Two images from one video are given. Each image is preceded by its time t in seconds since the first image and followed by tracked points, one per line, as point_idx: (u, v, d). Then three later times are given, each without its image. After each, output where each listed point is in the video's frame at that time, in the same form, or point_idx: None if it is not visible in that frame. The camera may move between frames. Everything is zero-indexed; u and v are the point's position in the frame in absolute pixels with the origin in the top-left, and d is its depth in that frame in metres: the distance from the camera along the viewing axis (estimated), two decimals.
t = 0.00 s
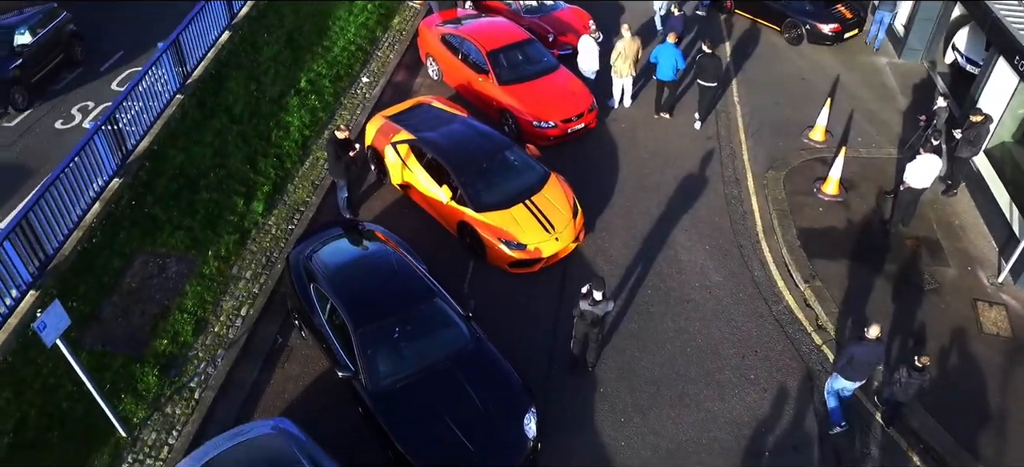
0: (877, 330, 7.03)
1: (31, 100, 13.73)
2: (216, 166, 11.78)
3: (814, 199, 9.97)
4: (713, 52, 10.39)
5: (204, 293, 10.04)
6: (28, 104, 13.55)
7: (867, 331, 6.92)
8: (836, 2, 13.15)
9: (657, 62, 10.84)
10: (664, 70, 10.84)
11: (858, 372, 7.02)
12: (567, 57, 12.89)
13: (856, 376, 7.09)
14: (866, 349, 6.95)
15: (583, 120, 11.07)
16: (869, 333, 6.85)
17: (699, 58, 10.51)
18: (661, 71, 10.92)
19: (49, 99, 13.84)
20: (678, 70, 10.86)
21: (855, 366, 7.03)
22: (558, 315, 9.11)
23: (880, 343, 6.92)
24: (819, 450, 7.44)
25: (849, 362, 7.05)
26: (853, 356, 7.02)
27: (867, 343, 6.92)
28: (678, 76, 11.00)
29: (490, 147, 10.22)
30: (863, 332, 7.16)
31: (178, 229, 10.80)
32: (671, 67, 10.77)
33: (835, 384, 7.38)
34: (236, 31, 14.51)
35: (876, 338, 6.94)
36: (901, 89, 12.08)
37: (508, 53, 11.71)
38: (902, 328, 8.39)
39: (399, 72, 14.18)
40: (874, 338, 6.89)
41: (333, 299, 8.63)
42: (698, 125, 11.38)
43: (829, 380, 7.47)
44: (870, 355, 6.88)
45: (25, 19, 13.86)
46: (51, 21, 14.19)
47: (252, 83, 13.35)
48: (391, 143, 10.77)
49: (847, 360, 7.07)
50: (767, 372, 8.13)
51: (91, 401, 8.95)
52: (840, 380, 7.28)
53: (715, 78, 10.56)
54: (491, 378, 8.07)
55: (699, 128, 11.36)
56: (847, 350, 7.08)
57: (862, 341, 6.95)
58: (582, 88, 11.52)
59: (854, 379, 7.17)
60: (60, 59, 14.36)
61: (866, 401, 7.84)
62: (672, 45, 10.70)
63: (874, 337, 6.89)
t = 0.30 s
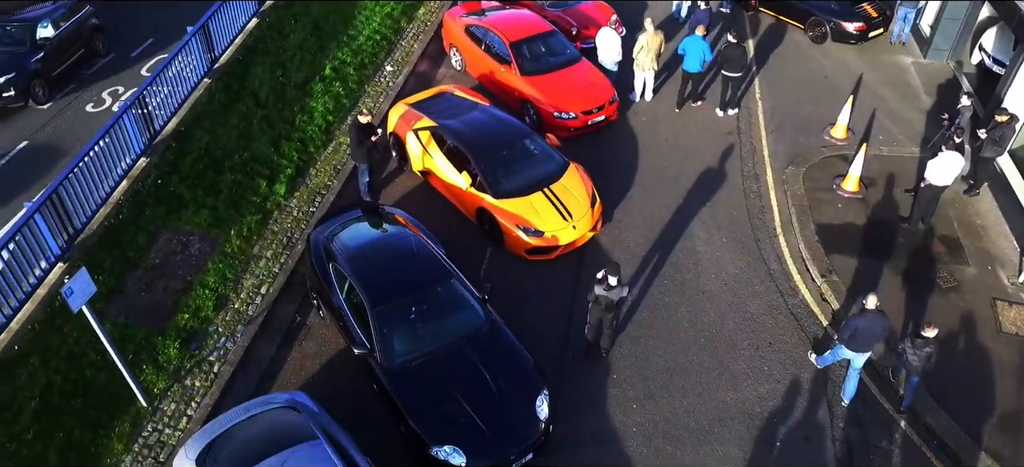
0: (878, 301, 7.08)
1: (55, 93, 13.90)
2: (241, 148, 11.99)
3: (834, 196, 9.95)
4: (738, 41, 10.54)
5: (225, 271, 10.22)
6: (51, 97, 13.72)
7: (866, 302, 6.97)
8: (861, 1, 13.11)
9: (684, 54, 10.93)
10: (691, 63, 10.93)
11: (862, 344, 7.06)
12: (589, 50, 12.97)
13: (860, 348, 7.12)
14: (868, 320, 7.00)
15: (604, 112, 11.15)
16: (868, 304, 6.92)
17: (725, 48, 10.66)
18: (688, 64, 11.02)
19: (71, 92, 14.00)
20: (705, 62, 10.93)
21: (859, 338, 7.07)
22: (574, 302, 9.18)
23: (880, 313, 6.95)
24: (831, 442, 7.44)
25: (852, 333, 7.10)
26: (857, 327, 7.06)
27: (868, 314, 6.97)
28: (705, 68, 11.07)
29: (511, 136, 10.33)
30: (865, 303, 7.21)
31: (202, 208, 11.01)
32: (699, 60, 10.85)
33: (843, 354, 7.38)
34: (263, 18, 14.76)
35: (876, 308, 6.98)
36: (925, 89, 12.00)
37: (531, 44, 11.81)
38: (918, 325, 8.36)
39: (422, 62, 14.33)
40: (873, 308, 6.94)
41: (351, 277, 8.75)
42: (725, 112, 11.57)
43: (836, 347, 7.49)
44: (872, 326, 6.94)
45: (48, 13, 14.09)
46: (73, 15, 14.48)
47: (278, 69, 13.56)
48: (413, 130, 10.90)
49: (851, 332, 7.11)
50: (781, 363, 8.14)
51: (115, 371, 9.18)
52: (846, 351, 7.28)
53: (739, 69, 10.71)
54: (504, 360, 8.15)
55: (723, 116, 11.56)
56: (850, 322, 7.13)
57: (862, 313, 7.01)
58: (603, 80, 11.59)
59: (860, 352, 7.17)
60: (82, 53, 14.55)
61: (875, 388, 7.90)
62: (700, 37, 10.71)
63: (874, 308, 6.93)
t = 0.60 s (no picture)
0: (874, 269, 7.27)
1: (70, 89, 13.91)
2: (262, 132, 12.17)
3: (850, 192, 9.93)
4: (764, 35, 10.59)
5: (244, 251, 10.38)
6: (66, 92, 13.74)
7: (861, 270, 7.18)
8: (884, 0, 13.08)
9: (711, 46, 11.08)
10: (718, 55, 11.08)
11: (860, 311, 7.27)
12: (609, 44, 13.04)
13: (858, 316, 7.33)
14: (863, 288, 7.22)
15: (622, 105, 11.21)
16: (861, 271, 7.12)
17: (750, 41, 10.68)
18: (715, 56, 11.16)
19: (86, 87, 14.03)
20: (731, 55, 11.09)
21: (857, 305, 7.28)
22: (587, 290, 9.25)
23: (876, 280, 7.15)
24: (841, 435, 7.45)
25: (850, 302, 7.32)
26: (853, 295, 7.27)
27: (863, 282, 7.19)
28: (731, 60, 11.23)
29: (529, 125, 10.42)
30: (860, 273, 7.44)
31: (223, 190, 11.19)
32: (725, 52, 11.00)
33: (844, 325, 7.61)
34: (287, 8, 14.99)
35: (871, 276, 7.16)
36: (946, 89, 11.93)
37: (550, 37, 11.90)
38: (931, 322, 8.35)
39: (443, 53, 14.47)
40: (868, 276, 7.13)
41: (366, 258, 8.87)
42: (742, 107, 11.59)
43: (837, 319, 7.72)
44: (867, 293, 7.15)
45: (68, 8, 14.16)
46: (92, 10, 14.48)
47: (301, 56, 13.75)
48: (432, 118, 11.02)
49: (849, 300, 7.32)
50: (792, 356, 8.17)
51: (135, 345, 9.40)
52: (845, 320, 7.51)
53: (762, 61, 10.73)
54: (516, 343, 8.22)
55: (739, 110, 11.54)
56: (847, 291, 7.35)
57: (858, 281, 7.22)
58: (622, 74, 11.65)
59: (858, 320, 7.39)
60: (99, 48, 14.58)
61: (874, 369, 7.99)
62: (727, 30, 10.88)
63: (868, 275, 7.14)
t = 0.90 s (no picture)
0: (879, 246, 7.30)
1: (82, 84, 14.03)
2: (281, 118, 12.34)
3: (865, 189, 9.93)
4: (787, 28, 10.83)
5: (260, 232, 10.54)
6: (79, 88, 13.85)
7: (867, 246, 7.20)
8: None
9: (733, 39, 11.11)
10: (739, 48, 11.09)
11: (863, 286, 7.28)
12: (627, 39, 13.11)
13: (861, 291, 7.34)
14: (867, 264, 7.26)
15: (638, 98, 11.27)
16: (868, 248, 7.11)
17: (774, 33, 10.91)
18: (735, 49, 11.17)
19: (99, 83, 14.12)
20: (752, 48, 11.13)
21: (859, 280, 7.29)
22: (598, 278, 9.31)
23: (879, 256, 7.19)
24: (848, 427, 7.46)
25: (853, 277, 7.33)
26: (857, 270, 7.29)
27: (868, 258, 7.22)
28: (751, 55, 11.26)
29: (544, 115, 10.50)
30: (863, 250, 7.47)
31: (241, 173, 11.36)
32: (747, 45, 11.03)
33: (844, 299, 7.63)
34: None
35: (876, 253, 7.19)
36: (966, 89, 11.86)
37: (568, 29, 11.98)
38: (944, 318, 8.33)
39: (461, 45, 14.59)
40: (873, 252, 7.16)
41: (380, 240, 8.98)
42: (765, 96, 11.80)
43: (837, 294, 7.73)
44: (872, 269, 7.19)
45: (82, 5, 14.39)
46: (106, 7, 14.70)
47: (321, 45, 13.92)
48: (449, 106, 11.13)
49: (851, 275, 7.34)
50: (801, 348, 8.19)
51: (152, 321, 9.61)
52: (846, 295, 7.52)
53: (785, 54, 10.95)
54: (526, 328, 8.28)
55: (765, 97, 11.78)
56: (850, 266, 7.35)
57: (863, 257, 7.25)
58: (639, 67, 11.70)
59: (860, 295, 7.41)
60: (112, 43, 14.77)
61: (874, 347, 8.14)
62: (749, 23, 10.96)
63: (873, 251, 7.17)
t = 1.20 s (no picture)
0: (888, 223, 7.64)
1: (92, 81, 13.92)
2: (301, 104, 12.50)
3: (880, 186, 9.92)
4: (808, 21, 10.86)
5: (277, 215, 10.69)
6: (89, 84, 13.75)
7: (877, 221, 7.56)
8: None
9: (753, 32, 11.21)
10: (759, 40, 11.18)
11: (867, 259, 7.64)
12: (645, 34, 13.17)
13: (864, 264, 7.70)
14: (874, 238, 7.61)
15: (654, 92, 11.31)
16: (877, 222, 7.45)
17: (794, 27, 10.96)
18: (756, 42, 11.26)
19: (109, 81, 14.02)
20: (772, 41, 11.20)
21: (864, 253, 7.66)
22: (610, 268, 9.37)
23: (887, 231, 7.52)
24: (856, 420, 7.47)
25: (858, 250, 7.70)
26: (863, 244, 7.66)
27: (876, 232, 7.58)
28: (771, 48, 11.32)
29: (560, 106, 10.57)
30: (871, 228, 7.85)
31: (260, 156, 11.53)
32: (767, 37, 11.11)
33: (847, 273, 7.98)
34: None
35: (885, 228, 7.52)
36: (985, 89, 11.79)
37: (586, 23, 12.05)
38: (956, 315, 8.31)
39: (480, 37, 14.70)
40: (882, 227, 7.51)
41: (395, 224, 9.08)
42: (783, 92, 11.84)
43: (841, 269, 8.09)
44: (878, 243, 7.53)
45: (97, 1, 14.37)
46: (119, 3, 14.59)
47: (341, 34, 14.08)
48: (466, 96, 11.23)
49: (858, 249, 7.71)
50: (810, 340, 8.20)
51: (169, 297, 9.82)
52: (850, 269, 7.88)
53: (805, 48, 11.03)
54: (537, 313, 8.35)
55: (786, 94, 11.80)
56: (858, 240, 7.72)
57: (871, 230, 7.62)
58: (656, 61, 11.74)
59: (864, 269, 7.76)
60: (127, 40, 14.63)
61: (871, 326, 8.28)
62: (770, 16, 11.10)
63: (882, 226, 7.52)
